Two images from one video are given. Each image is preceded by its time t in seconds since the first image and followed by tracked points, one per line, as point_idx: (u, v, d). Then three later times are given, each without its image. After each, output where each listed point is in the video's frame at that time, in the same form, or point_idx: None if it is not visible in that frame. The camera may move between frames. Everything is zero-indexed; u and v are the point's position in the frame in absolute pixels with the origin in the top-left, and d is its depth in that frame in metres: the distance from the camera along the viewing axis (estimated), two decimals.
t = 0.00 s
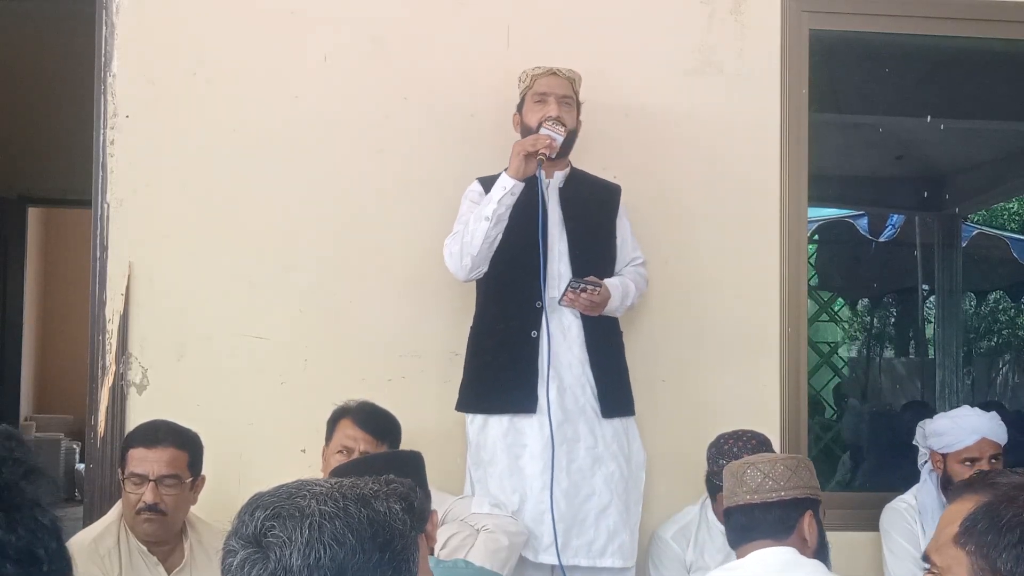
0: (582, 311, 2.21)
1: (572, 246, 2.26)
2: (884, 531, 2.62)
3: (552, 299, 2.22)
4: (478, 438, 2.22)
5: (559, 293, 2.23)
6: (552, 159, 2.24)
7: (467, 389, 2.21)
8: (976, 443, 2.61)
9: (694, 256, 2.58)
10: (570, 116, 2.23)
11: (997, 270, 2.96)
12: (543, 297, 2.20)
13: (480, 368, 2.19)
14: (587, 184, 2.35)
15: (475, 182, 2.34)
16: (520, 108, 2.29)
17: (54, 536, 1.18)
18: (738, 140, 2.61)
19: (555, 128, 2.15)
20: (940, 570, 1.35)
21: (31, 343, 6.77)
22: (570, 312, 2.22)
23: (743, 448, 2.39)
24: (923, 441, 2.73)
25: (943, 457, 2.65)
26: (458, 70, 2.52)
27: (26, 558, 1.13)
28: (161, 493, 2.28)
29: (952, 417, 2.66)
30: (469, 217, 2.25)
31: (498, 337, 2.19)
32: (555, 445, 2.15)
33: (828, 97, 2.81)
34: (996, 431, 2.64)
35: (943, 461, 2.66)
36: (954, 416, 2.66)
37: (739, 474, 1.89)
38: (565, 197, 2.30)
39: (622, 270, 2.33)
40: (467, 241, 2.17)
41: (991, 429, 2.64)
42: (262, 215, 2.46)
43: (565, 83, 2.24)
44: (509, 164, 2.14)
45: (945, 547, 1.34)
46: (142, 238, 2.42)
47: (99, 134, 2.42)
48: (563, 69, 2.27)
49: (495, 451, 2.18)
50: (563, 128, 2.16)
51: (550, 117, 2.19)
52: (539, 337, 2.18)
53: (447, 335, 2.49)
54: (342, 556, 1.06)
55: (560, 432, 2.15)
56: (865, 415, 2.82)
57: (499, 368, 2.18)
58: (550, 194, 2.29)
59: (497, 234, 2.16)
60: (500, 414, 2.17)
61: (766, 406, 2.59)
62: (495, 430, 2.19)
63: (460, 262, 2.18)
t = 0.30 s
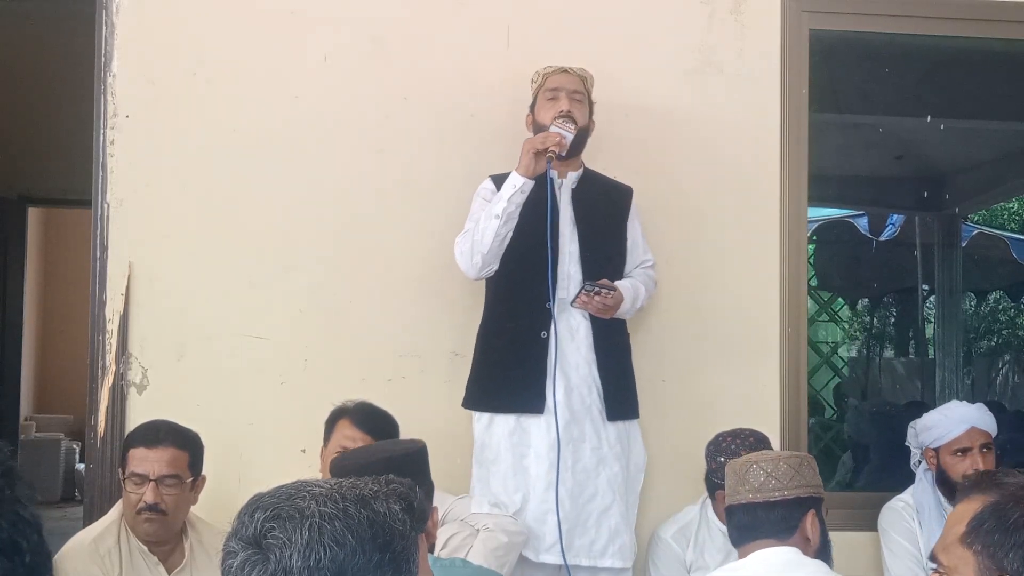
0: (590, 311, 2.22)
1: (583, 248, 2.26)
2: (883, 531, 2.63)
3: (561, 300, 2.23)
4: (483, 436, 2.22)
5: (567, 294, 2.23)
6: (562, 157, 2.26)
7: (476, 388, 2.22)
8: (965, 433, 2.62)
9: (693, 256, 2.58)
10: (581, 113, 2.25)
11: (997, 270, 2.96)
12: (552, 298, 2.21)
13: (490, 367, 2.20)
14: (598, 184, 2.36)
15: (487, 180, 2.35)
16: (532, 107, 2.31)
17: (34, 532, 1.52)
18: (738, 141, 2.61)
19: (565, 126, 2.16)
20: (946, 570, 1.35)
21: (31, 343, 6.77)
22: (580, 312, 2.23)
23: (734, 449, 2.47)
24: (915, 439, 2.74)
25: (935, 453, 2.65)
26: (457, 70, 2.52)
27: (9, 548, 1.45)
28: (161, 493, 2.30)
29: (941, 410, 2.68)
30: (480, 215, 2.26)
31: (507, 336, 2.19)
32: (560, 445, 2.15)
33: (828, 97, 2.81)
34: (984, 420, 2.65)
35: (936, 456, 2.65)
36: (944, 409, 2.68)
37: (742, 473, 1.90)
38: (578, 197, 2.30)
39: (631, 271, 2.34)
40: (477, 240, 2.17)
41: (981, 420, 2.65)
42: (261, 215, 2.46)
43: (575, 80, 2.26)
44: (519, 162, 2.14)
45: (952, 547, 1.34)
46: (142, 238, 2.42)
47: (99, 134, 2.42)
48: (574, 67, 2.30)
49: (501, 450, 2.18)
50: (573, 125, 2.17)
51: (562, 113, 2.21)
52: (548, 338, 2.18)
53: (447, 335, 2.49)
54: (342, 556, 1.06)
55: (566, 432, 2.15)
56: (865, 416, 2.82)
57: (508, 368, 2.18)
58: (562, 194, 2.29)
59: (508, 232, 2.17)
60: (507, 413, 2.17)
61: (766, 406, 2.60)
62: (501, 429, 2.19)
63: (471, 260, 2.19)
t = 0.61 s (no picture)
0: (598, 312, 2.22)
1: (591, 248, 2.26)
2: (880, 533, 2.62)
3: (569, 300, 2.23)
4: (488, 435, 2.22)
5: (575, 294, 2.23)
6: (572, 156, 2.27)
7: (484, 387, 2.21)
8: (955, 436, 2.63)
9: (693, 256, 2.58)
10: (591, 112, 2.26)
11: (997, 270, 2.96)
12: (561, 298, 2.21)
13: (498, 365, 2.20)
14: (609, 185, 2.36)
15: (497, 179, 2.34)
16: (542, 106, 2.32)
17: (25, 531, 1.52)
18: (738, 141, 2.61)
19: (575, 126, 2.18)
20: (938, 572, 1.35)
21: (31, 343, 6.77)
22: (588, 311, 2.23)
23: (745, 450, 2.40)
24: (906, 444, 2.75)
25: (928, 456, 2.66)
26: (457, 70, 2.52)
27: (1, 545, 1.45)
28: (161, 493, 2.27)
29: (930, 415, 2.69)
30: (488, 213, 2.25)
31: (514, 335, 2.20)
32: (565, 444, 2.15)
33: (828, 97, 2.81)
34: (974, 422, 2.66)
35: (928, 461, 2.66)
36: (933, 413, 2.70)
37: (739, 476, 1.89)
38: (586, 198, 2.30)
39: (641, 271, 2.34)
40: (486, 238, 2.17)
41: (971, 422, 2.66)
42: (261, 215, 2.46)
43: (586, 79, 2.29)
44: (528, 161, 2.14)
45: (942, 550, 1.34)
46: (142, 238, 2.42)
47: (99, 134, 2.42)
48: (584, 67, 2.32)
49: (505, 449, 2.18)
50: (582, 125, 2.18)
51: (573, 111, 2.22)
52: (556, 338, 2.19)
53: (447, 335, 2.49)
54: (341, 557, 1.06)
55: (570, 432, 2.16)
56: (865, 416, 2.82)
57: (514, 366, 2.19)
58: (571, 195, 2.29)
59: (516, 232, 2.17)
60: (512, 412, 2.17)
61: (767, 406, 2.59)
62: (506, 428, 2.19)
63: (479, 259, 2.19)
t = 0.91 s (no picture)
0: (604, 313, 2.22)
1: (600, 244, 2.26)
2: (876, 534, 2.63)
3: (576, 296, 2.23)
4: (493, 431, 2.24)
5: (583, 290, 2.24)
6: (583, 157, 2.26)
7: (491, 381, 2.23)
8: (946, 437, 2.64)
9: (693, 256, 2.58)
10: (602, 113, 2.26)
11: (997, 270, 2.95)
12: (566, 295, 2.21)
13: (505, 362, 2.21)
14: (619, 184, 2.36)
15: (507, 176, 2.36)
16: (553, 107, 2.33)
17: (26, 530, 1.52)
18: (737, 141, 2.61)
19: (583, 130, 2.17)
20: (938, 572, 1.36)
21: (31, 344, 6.77)
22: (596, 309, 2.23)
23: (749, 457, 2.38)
24: (899, 446, 2.76)
25: (921, 459, 2.67)
26: (457, 70, 2.52)
27: (3, 544, 1.45)
28: (161, 493, 2.31)
29: (920, 417, 2.71)
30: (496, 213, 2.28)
31: (521, 333, 2.20)
32: (568, 443, 2.16)
33: (828, 97, 2.82)
34: (964, 422, 2.67)
35: (921, 463, 2.67)
36: (921, 415, 2.71)
37: (731, 485, 1.91)
38: (595, 196, 2.30)
39: (653, 270, 2.32)
40: (491, 242, 2.19)
41: (961, 422, 2.67)
42: (261, 215, 2.46)
43: (597, 80, 2.29)
44: (536, 166, 2.13)
45: (943, 550, 1.34)
46: (142, 238, 2.42)
47: (99, 134, 2.42)
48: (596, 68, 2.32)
49: (509, 447, 2.19)
50: (591, 129, 2.17)
51: (584, 113, 2.23)
52: (563, 336, 2.19)
53: (447, 335, 2.49)
54: (337, 557, 1.06)
55: (574, 431, 2.17)
56: (864, 416, 2.82)
57: (522, 363, 2.19)
58: (580, 192, 2.30)
59: (521, 237, 2.19)
60: (517, 409, 2.19)
61: (767, 406, 2.60)
62: (511, 425, 2.20)
63: (484, 262, 2.21)
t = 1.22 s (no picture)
0: (612, 314, 2.21)
1: (608, 244, 2.26)
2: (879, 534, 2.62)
3: (583, 297, 2.24)
4: (496, 430, 2.25)
5: (591, 290, 2.25)
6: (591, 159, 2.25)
7: (498, 382, 2.23)
8: (955, 436, 2.64)
9: (692, 256, 2.58)
10: (609, 116, 2.26)
11: (997, 270, 2.96)
12: (574, 296, 2.21)
13: (510, 365, 2.21)
14: (630, 183, 2.35)
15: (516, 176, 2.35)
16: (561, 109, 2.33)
17: (31, 531, 1.53)
18: (737, 141, 2.61)
19: (592, 132, 2.15)
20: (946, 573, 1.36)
21: (31, 344, 6.78)
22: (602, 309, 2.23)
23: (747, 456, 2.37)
24: (906, 443, 2.74)
25: (928, 457, 2.67)
26: (457, 70, 2.52)
27: (7, 546, 1.45)
28: (161, 493, 2.25)
29: (929, 415, 2.69)
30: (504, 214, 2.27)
31: (527, 332, 2.21)
32: (572, 444, 2.17)
33: (828, 97, 2.82)
34: (971, 421, 2.65)
35: (928, 462, 2.67)
36: (933, 413, 2.69)
37: (727, 489, 1.91)
38: (606, 195, 2.30)
39: (662, 270, 2.32)
40: (498, 244, 2.19)
41: (969, 420, 2.65)
42: (262, 215, 2.46)
43: (604, 82, 2.28)
44: (544, 168, 2.13)
45: (951, 551, 1.34)
46: (142, 239, 2.42)
47: (99, 134, 2.42)
48: (603, 70, 2.31)
49: (512, 446, 2.20)
50: (600, 131, 2.15)
51: (591, 116, 2.23)
52: (567, 336, 2.19)
53: (447, 335, 2.49)
54: (334, 557, 1.06)
55: (578, 431, 2.17)
56: (864, 416, 2.82)
57: (526, 363, 2.19)
58: (589, 193, 2.30)
59: (528, 237, 2.18)
60: (521, 409, 2.19)
61: (767, 406, 2.60)
62: (514, 425, 2.21)
63: (491, 263, 2.21)
